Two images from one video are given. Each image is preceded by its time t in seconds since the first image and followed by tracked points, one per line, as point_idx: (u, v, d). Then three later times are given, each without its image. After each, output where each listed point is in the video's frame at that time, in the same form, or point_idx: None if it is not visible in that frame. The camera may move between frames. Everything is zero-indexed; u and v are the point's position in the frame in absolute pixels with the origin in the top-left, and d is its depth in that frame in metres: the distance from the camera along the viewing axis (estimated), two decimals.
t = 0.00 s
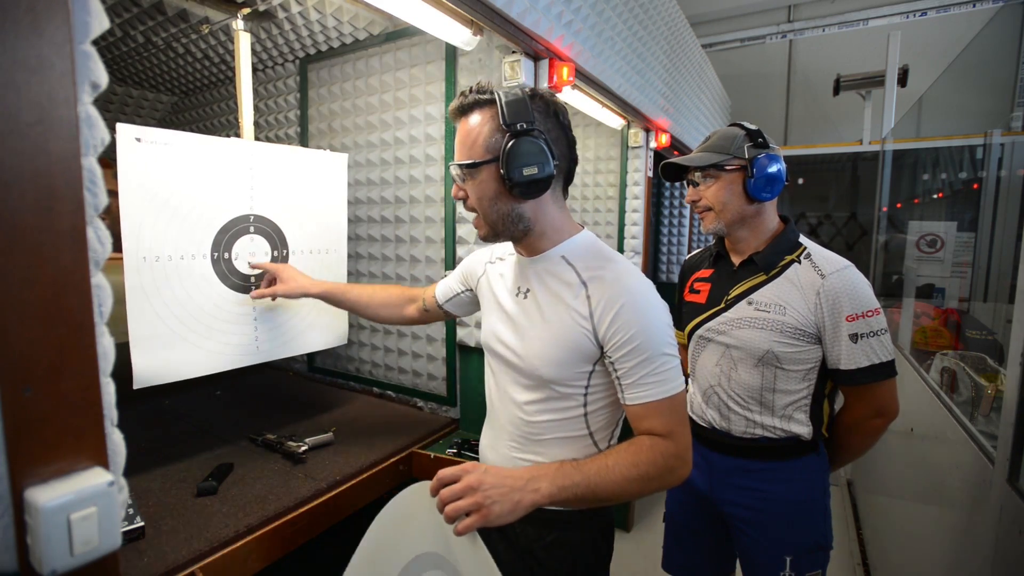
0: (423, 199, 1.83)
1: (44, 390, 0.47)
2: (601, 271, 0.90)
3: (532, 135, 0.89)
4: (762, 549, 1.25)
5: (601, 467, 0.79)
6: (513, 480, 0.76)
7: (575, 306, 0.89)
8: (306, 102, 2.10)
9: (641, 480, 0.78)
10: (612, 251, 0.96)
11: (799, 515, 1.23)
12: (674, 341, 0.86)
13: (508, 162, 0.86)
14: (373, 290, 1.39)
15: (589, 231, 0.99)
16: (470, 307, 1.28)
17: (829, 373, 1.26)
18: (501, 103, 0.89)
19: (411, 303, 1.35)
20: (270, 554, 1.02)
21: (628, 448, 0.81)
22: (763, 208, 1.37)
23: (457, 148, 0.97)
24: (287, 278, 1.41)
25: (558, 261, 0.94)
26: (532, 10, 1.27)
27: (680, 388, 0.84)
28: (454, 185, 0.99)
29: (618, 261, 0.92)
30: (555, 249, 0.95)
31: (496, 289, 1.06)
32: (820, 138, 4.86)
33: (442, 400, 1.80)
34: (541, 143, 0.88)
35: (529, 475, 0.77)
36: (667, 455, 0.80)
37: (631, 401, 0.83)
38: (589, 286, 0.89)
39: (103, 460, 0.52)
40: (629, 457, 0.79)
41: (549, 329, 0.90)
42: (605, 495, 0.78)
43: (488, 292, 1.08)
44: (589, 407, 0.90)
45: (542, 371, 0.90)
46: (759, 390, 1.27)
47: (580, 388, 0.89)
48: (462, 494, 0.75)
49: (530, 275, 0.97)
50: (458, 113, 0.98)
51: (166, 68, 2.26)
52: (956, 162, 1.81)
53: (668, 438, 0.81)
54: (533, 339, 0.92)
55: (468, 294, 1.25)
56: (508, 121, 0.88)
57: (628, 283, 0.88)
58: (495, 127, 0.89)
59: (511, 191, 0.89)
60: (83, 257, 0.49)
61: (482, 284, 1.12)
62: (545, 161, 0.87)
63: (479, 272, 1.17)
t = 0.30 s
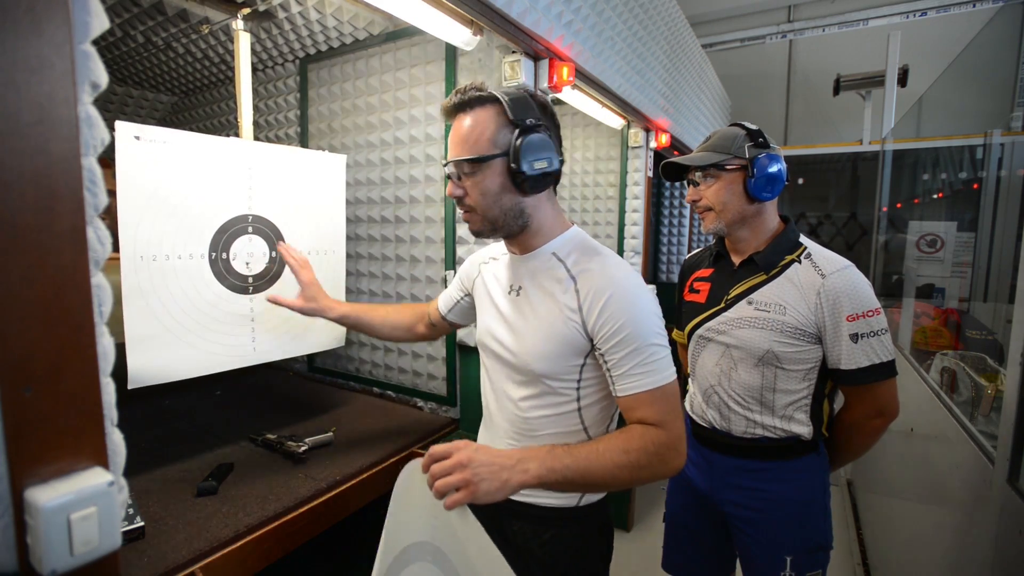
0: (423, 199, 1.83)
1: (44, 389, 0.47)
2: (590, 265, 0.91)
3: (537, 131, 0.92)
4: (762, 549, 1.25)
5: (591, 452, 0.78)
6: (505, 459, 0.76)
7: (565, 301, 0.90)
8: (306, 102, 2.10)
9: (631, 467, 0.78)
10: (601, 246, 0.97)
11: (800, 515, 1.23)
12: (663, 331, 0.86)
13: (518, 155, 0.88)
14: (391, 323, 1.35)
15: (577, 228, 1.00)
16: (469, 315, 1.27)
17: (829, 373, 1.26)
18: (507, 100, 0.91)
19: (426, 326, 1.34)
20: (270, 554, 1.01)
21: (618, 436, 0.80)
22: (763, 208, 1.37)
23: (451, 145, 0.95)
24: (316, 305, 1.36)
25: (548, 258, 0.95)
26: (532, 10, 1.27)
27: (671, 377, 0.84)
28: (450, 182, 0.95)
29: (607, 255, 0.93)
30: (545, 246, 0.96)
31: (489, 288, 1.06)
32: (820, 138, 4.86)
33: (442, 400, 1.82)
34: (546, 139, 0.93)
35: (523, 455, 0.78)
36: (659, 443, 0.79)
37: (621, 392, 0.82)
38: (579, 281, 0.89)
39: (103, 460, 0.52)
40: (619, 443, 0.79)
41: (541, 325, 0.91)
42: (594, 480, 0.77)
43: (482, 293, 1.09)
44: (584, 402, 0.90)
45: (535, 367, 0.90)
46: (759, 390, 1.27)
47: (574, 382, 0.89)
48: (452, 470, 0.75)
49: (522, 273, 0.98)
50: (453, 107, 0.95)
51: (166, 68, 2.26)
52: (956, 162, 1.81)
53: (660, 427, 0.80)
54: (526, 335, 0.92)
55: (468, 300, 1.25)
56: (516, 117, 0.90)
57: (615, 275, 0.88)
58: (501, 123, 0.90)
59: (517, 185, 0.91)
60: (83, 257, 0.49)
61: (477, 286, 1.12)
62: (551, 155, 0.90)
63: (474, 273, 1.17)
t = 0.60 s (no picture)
0: (423, 199, 1.83)
1: (44, 390, 0.47)
2: (589, 258, 0.96)
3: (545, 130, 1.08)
4: (763, 549, 1.25)
5: (596, 417, 0.80)
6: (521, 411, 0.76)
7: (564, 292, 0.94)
8: (306, 103, 2.10)
9: (632, 437, 0.79)
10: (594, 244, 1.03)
11: (800, 514, 1.23)
12: (658, 319, 0.91)
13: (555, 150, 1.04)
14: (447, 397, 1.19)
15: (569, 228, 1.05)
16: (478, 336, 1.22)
17: (829, 373, 1.26)
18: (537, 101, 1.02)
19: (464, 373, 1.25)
20: (271, 554, 1.02)
21: (622, 406, 0.83)
22: (763, 208, 1.37)
23: (489, 132, 0.95)
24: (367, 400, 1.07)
25: (546, 255, 0.99)
26: (532, 10, 1.27)
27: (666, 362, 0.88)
28: (494, 164, 0.94)
29: (603, 249, 0.98)
30: (543, 243, 1.00)
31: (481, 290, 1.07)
32: (820, 138, 4.86)
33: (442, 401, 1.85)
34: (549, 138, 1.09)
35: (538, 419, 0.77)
36: (659, 420, 0.81)
37: (621, 375, 0.86)
38: (579, 272, 0.94)
39: (103, 460, 0.52)
40: (623, 413, 0.81)
41: (542, 318, 0.94)
42: (596, 444, 0.79)
43: (469, 297, 1.09)
44: (588, 393, 0.94)
45: (545, 361, 0.92)
46: (759, 389, 1.27)
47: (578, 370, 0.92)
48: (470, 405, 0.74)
49: (518, 272, 1.00)
50: (482, 94, 0.96)
51: (167, 68, 2.26)
52: (956, 162, 1.81)
53: (660, 404, 0.83)
54: (530, 333, 0.94)
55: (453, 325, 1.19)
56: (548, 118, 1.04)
57: (612, 266, 0.94)
58: (539, 120, 1.00)
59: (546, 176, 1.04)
60: (83, 257, 0.49)
61: (461, 301, 1.11)
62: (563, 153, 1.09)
63: (456, 285, 1.16)
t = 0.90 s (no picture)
0: (423, 199, 1.83)
1: (44, 390, 0.47)
2: (597, 254, 0.98)
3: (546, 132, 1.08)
4: (763, 550, 1.25)
5: (628, 400, 0.81)
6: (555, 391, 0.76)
7: (576, 290, 0.95)
8: (306, 103, 2.10)
9: (662, 419, 0.81)
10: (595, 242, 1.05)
11: (801, 514, 1.23)
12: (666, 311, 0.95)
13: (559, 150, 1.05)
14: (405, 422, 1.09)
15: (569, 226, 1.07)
16: (466, 347, 1.19)
17: (829, 373, 1.26)
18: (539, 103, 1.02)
19: (424, 386, 1.15)
20: (271, 554, 1.02)
21: (649, 390, 0.84)
22: (763, 208, 1.37)
23: (495, 134, 0.95)
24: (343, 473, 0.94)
25: (554, 253, 1.00)
26: (532, 10, 1.27)
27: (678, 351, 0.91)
28: (501, 166, 0.94)
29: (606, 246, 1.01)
30: (548, 241, 1.01)
31: (482, 290, 1.06)
32: (820, 138, 4.86)
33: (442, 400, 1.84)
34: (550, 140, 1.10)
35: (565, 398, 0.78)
36: (683, 403, 0.84)
37: (637, 365, 0.88)
38: (588, 268, 0.96)
39: (103, 460, 0.52)
40: (652, 395, 0.83)
41: (554, 316, 0.95)
42: (629, 425, 0.79)
43: (470, 300, 1.08)
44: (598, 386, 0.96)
45: (558, 357, 0.93)
46: (759, 390, 1.27)
47: (589, 365, 0.94)
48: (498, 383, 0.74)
49: (523, 270, 1.01)
50: (488, 97, 0.96)
51: (166, 69, 2.25)
52: (956, 162, 1.81)
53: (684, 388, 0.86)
54: (540, 331, 0.95)
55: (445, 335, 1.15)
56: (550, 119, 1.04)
57: (620, 261, 0.97)
58: (541, 121, 1.01)
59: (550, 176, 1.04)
60: (82, 257, 0.49)
61: (460, 305, 1.09)
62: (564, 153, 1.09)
63: (451, 284, 1.14)
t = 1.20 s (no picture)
0: (423, 199, 1.83)
1: (43, 390, 0.47)
2: (611, 254, 0.99)
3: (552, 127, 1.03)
4: (764, 550, 1.24)
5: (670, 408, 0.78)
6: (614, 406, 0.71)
7: (592, 291, 0.95)
8: (306, 103, 2.10)
9: (706, 422, 0.81)
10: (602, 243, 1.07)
11: (801, 514, 1.23)
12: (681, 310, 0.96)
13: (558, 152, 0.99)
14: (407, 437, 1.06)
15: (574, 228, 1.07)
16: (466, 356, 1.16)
17: (829, 373, 1.26)
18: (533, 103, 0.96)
19: (424, 398, 1.11)
20: (271, 554, 1.02)
21: (686, 394, 0.83)
22: (763, 208, 1.37)
23: (486, 152, 0.92)
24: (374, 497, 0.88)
25: (567, 255, 1.00)
26: (532, 10, 1.27)
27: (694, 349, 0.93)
28: (494, 184, 0.92)
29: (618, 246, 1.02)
30: (558, 243, 1.01)
31: (493, 293, 1.05)
32: (819, 138, 4.87)
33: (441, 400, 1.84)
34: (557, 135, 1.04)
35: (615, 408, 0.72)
36: (716, 400, 0.84)
37: (661, 363, 0.88)
38: (604, 269, 0.97)
39: (103, 459, 0.52)
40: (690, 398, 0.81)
41: (570, 318, 0.95)
42: (683, 436, 0.78)
43: (479, 303, 1.07)
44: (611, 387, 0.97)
45: (576, 359, 0.94)
46: (759, 390, 1.27)
47: (605, 367, 0.94)
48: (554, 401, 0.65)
49: (534, 273, 1.01)
50: (479, 109, 0.92)
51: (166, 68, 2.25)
52: (956, 162, 1.81)
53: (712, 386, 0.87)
54: (554, 333, 0.96)
55: (452, 340, 1.13)
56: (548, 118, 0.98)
57: (634, 260, 0.98)
58: (537, 125, 0.95)
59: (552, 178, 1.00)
60: (82, 256, 0.49)
61: (468, 308, 1.09)
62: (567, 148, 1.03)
63: (456, 286, 1.13)
